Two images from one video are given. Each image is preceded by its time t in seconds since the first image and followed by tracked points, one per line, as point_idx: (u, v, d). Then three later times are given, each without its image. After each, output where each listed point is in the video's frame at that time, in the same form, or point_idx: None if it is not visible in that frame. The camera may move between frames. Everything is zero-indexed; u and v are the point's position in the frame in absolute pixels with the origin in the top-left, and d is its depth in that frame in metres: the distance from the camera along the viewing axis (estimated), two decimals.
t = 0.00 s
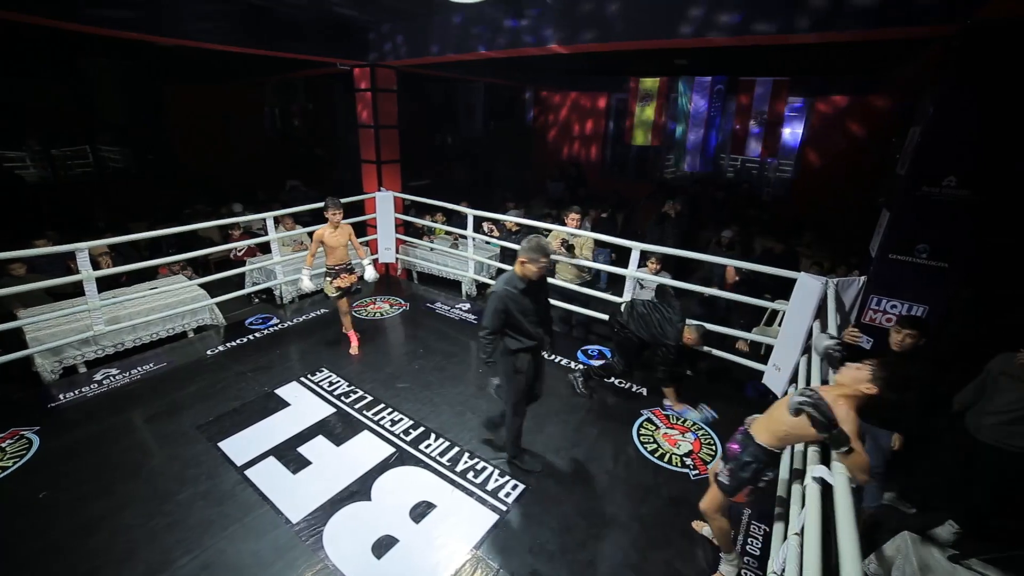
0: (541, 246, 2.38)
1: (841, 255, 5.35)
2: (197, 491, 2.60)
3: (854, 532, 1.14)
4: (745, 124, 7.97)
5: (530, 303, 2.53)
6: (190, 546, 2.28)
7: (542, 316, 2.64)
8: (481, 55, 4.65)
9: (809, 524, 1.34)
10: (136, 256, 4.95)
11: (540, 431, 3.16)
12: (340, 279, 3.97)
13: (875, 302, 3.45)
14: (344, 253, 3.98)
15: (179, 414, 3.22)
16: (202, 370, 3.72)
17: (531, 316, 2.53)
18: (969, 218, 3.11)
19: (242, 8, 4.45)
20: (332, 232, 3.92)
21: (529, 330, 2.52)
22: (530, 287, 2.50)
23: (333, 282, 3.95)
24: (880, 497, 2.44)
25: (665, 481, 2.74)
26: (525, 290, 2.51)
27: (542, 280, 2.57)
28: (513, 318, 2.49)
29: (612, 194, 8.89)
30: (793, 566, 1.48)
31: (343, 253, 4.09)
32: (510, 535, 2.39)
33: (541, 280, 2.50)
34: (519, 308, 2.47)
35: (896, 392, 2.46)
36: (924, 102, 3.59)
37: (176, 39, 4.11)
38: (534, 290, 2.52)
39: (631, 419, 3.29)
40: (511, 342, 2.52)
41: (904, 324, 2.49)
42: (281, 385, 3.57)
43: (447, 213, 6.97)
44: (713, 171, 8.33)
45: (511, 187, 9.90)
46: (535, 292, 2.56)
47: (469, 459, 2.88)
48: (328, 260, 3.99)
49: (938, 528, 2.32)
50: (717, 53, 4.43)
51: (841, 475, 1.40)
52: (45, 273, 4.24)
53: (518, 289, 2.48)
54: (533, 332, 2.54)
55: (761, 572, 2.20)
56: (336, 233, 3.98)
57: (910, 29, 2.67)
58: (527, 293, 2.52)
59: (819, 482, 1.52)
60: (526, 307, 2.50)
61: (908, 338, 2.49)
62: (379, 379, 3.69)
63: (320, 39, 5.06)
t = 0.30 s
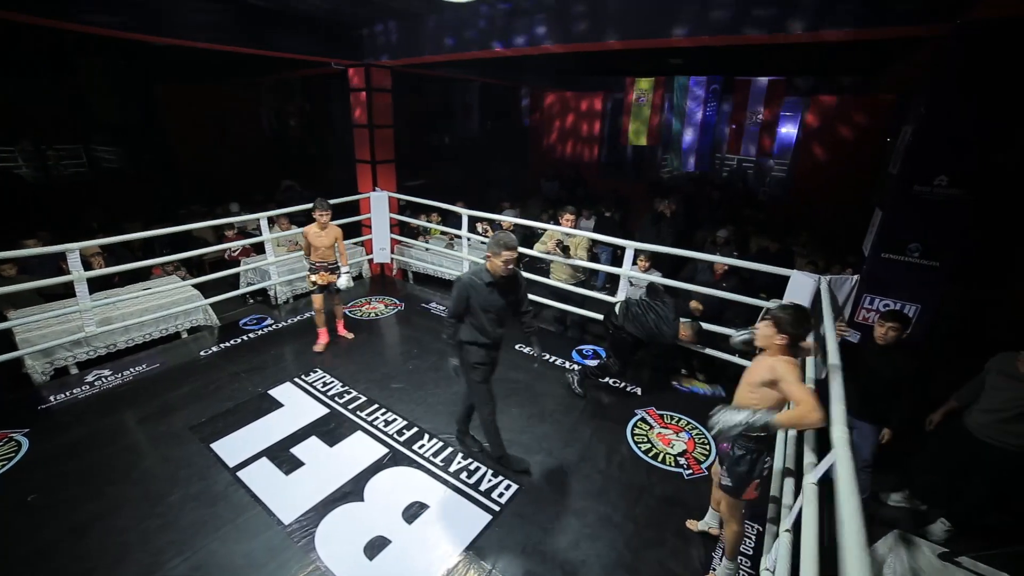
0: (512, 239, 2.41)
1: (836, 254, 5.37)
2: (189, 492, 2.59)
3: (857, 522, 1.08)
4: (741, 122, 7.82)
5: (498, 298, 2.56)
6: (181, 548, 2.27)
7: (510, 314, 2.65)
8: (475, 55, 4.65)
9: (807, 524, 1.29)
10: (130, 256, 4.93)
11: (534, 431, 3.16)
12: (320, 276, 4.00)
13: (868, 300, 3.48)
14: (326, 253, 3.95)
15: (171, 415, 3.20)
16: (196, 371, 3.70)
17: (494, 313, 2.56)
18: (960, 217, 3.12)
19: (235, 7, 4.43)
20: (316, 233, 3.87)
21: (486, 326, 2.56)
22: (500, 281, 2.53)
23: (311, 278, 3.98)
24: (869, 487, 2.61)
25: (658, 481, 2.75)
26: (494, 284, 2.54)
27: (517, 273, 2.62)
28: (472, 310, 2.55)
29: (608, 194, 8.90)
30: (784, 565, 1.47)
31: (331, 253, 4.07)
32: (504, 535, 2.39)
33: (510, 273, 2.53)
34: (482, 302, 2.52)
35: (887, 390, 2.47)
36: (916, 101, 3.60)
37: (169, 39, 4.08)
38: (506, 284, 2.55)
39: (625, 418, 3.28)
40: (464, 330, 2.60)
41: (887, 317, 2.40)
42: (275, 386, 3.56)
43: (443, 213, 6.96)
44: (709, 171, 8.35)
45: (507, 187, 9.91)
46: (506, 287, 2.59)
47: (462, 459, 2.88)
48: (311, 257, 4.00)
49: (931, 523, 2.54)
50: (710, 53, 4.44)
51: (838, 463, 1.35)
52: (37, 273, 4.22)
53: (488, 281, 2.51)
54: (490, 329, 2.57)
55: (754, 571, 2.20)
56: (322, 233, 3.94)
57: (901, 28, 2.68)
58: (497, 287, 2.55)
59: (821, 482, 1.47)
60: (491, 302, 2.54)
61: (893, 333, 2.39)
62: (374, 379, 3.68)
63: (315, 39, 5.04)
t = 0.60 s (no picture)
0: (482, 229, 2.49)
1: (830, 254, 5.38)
2: (180, 494, 2.58)
3: (839, 522, 1.08)
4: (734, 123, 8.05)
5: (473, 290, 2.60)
6: (171, 550, 2.26)
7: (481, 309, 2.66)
8: (469, 54, 4.64)
9: (789, 521, 1.30)
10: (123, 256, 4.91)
11: (527, 431, 3.16)
12: (297, 280, 3.90)
13: (861, 300, 3.49)
14: (305, 255, 3.87)
15: (163, 416, 3.19)
16: (188, 372, 3.68)
17: (463, 304, 2.59)
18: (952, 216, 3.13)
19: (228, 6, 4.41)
20: (290, 235, 3.79)
21: (454, 315, 2.61)
22: (472, 273, 2.57)
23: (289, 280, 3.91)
24: (856, 486, 2.64)
25: (651, 480, 2.75)
26: (467, 277, 2.58)
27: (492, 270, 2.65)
28: (439, 297, 2.64)
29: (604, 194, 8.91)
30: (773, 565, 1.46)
31: (309, 254, 3.96)
32: (496, 536, 2.38)
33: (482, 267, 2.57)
34: (450, 290, 2.57)
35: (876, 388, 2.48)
36: (907, 100, 3.61)
37: (162, 38, 4.06)
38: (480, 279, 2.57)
39: (619, 418, 3.28)
40: (432, 318, 2.67)
41: (875, 319, 2.43)
42: (268, 387, 3.54)
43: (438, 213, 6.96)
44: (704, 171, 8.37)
45: (503, 187, 9.91)
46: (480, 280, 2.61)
47: (455, 459, 2.88)
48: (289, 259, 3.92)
49: (921, 523, 2.60)
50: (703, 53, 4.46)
51: (824, 462, 1.34)
52: (28, 274, 4.20)
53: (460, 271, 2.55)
54: (456, 320, 2.62)
55: (746, 571, 2.20)
56: (297, 234, 3.85)
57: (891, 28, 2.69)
58: (470, 280, 2.58)
59: (806, 481, 1.47)
60: (462, 293, 2.58)
61: (881, 334, 2.43)
62: (367, 379, 3.67)
63: (309, 39, 5.03)
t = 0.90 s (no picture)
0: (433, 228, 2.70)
1: (823, 253, 5.39)
2: (169, 496, 2.57)
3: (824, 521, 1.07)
4: (729, 122, 7.94)
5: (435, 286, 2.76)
6: (159, 553, 2.24)
7: (442, 304, 2.77)
8: (461, 54, 4.62)
9: (779, 520, 1.30)
10: (114, 257, 4.88)
11: (519, 431, 3.16)
12: (278, 282, 3.81)
13: (852, 299, 3.51)
14: (285, 256, 3.78)
15: (155, 418, 3.17)
16: (179, 374, 3.66)
17: (422, 299, 2.77)
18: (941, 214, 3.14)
19: (219, 5, 4.37)
20: (269, 236, 3.69)
21: (413, 310, 2.81)
22: (432, 270, 2.77)
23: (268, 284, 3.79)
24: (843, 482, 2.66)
25: (643, 480, 2.74)
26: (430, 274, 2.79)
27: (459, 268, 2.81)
28: (404, 294, 2.86)
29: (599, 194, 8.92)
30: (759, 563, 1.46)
31: (288, 256, 3.86)
32: (488, 536, 2.38)
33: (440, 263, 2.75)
34: (408, 286, 2.79)
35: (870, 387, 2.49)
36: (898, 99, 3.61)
37: (150, 37, 4.02)
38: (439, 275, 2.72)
39: (611, 418, 3.28)
40: (399, 314, 2.88)
41: (865, 319, 2.45)
42: (260, 388, 3.52)
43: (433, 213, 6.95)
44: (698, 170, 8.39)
45: (499, 186, 9.90)
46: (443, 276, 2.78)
47: (447, 459, 2.88)
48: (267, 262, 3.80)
49: (914, 520, 2.59)
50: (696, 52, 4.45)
51: (813, 463, 1.35)
52: (18, 276, 4.17)
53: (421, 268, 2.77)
54: (416, 314, 2.81)
55: (737, 570, 2.20)
56: (275, 235, 3.74)
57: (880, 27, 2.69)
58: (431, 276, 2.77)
59: (795, 480, 1.47)
60: (422, 288, 2.77)
61: (870, 334, 2.44)
62: (360, 380, 3.67)
63: (301, 39, 4.99)
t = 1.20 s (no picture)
0: (368, 226, 2.73)
1: (818, 252, 5.40)
2: (159, 498, 2.55)
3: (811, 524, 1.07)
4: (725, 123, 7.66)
5: (381, 282, 2.85)
6: (148, 555, 2.23)
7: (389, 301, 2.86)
8: (454, 53, 4.61)
9: (768, 521, 1.30)
10: (107, 258, 4.86)
11: (512, 431, 3.15)
12: (263, 290, 3.68)
13: (845, 298, 3.52)
14: (271, 263, 3.66)
15: (147, 418, 3.16)
16: (172, 374, 3.65)
17: (371, 295, 2.88)
18: (933, 212, 3.17)
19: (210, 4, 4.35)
20: (256, 241, 3.60)
21: (365, 307, 2.93)
22: (377, 266, 2.84)
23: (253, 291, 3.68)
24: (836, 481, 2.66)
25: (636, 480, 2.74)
26: (379, 270, 2.87)
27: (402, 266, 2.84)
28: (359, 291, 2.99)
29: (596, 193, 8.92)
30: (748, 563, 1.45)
31: (275, 263, 3.77)
32: (480, 536, 2.37)
33: (384, 261, 2.82)
34: (359, 283, 2.91)
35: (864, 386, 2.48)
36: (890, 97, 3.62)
37: (141, 37, 4.00)
38: (380, 274, 2.80)
39: (605, 418, 3.27)
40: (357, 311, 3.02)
41: (864, 322, 2.42)
42: (253, 389, 3.51)
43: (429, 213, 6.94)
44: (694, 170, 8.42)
45: (495, 186, 9.90)
46: (388, 273, 2.85)
47: (440, 460, 2.87)
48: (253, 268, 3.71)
49: (906, 519, 2.64)
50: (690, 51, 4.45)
51: (802, 466, 1.35)
52: (9, 277, 4.15)
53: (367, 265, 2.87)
54: (368, 311, 2.93)
55: (729, 569, 2.20)
56: (263, 240, 3.67)
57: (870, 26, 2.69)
58: (377, 273, 2.86)
59: (784, 481, 1.46)
60: (369, 285, 2.87)
61: (868, 337, 2.41)
62: (353, 380, 3.65)
63: (294, 38, 4.97)
